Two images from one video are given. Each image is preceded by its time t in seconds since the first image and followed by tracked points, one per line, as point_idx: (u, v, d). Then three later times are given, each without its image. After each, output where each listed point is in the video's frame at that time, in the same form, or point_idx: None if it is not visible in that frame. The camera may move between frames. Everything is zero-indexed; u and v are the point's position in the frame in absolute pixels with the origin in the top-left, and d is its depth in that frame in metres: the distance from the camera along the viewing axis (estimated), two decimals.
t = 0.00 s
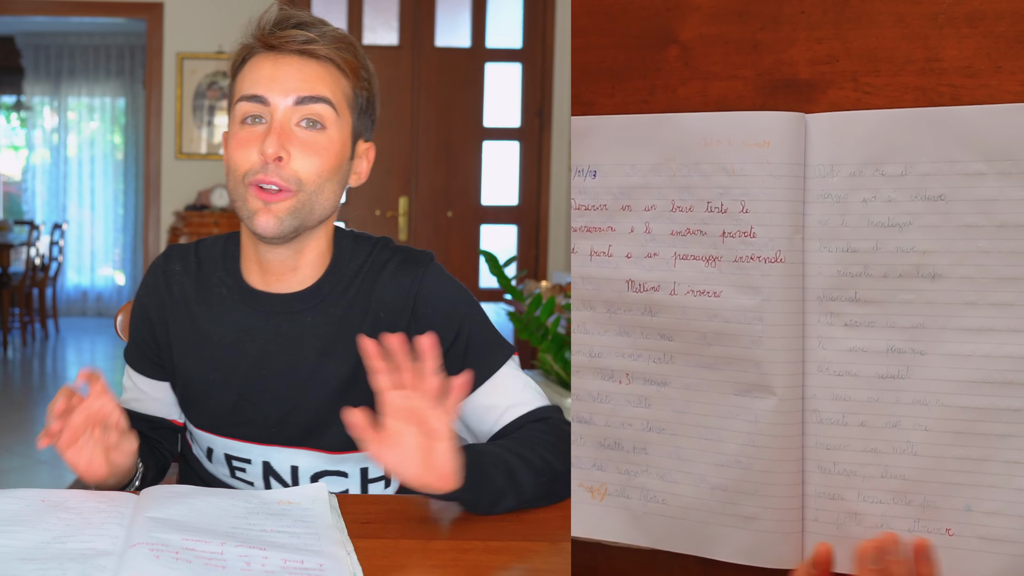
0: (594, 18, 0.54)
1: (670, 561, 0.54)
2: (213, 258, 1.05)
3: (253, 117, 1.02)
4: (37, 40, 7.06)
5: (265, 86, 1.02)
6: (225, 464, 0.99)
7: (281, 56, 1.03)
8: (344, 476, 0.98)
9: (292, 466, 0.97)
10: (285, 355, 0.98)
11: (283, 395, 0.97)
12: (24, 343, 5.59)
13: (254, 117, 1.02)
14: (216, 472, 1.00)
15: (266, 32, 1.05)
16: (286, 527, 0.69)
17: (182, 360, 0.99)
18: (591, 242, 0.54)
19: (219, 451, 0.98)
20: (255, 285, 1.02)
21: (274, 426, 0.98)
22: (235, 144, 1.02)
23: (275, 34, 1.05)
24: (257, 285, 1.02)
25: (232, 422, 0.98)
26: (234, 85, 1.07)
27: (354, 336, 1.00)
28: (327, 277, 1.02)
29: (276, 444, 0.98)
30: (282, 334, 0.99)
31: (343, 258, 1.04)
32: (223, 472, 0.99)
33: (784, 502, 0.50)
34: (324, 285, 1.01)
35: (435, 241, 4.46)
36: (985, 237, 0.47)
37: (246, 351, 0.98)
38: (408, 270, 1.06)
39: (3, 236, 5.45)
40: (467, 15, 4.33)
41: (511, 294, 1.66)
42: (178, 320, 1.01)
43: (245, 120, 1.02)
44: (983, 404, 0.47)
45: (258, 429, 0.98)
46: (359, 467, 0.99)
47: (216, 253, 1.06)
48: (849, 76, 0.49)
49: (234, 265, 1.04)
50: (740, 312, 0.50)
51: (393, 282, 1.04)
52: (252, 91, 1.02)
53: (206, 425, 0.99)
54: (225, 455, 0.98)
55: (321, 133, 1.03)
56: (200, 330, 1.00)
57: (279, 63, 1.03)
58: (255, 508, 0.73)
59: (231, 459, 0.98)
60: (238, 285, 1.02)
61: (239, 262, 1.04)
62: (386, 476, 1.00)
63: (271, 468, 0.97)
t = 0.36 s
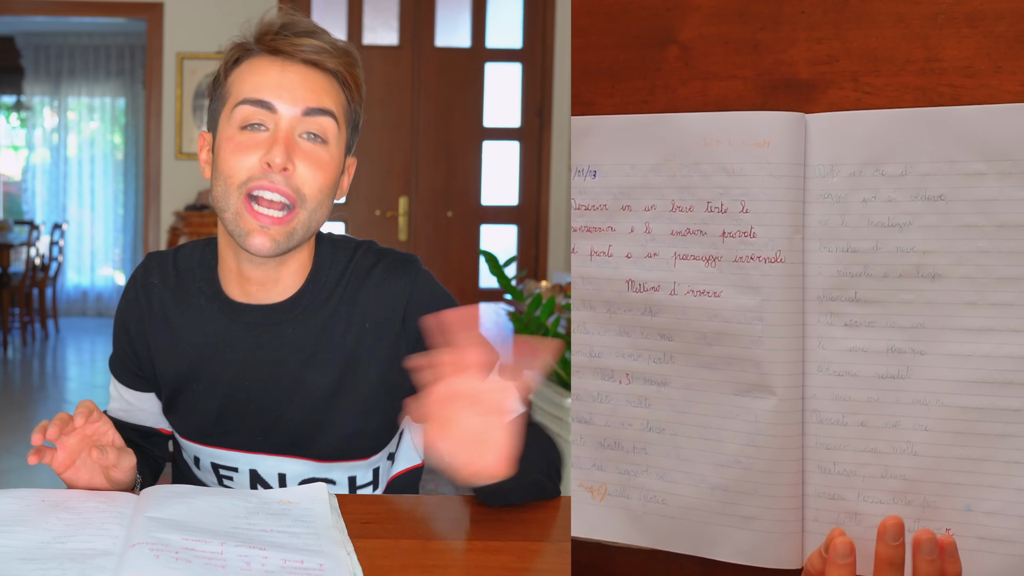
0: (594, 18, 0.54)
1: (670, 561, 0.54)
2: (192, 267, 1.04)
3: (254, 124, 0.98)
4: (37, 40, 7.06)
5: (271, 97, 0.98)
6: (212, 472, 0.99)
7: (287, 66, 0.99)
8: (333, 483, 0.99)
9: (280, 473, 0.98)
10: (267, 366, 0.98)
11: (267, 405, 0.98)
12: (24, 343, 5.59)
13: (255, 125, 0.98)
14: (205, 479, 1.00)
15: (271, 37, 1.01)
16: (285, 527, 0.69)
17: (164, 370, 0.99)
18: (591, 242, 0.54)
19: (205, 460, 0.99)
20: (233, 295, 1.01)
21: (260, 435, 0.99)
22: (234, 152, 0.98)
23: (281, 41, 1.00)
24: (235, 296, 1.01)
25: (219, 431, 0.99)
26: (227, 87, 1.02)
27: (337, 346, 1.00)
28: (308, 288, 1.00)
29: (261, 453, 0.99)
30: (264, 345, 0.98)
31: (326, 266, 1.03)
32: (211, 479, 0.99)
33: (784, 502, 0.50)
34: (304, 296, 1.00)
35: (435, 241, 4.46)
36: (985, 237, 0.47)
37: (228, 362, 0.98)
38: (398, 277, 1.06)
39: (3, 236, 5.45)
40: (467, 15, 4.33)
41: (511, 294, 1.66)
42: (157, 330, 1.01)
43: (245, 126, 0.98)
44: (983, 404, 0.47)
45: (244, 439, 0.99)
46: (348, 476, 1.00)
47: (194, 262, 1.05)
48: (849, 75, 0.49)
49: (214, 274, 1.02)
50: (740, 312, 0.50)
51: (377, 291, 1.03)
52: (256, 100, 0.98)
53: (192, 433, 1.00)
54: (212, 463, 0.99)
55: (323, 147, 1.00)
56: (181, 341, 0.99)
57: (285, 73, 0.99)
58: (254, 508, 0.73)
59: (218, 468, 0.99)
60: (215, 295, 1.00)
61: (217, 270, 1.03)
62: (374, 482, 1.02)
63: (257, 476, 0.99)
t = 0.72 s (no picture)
0: (594, 17, 0.54)
1: (669, 559, 0.54)
2: (188, 271, 1.04)
3: (260, 132, 0.96)
4: (37, 40, 7.06)
5: (278, 107, 0.95)
6: (212, 476, 1.01)
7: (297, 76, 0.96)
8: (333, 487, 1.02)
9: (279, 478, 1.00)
10: (264, 374, 0.98)
11: (265, 413, 0.99)
12: (24, 343, 5.59)
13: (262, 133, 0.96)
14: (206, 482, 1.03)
15: (279, 45, 0.97)
16: (286, 527, 0.69)
17: (161, 376, 0.99)
18: (591, 240, 0.54)
19: (205, 463, 1.01)
20: (229, 302, 1.01)
21: (259, 441, 1.00)
22: (236, 161, 0.96)
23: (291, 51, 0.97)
24: (232, 303, 1.01)
25: (218, 436, 1.00)
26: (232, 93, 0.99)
27: (335, 354, 1.00)
28: (306, 298, 0.99)
29: (260, 458, 1.01)
30: (261, 353, 0.98)
31: (324, 271, 1.02)
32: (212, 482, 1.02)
33: (783, 499, 0.50)
34: (302, 304, 0.99)
35: (435, 242, 4.46)
36: (984, 235, 0.47)
37: (225, 370, 0.98)
38: (398, 281, 1.05)
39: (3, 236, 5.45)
40: (467, 15, 4.33)
41: (511, 294, 1.66)
42: (154, 336, 1.01)
43: (250, 134, 0.96)
44: (982, 401, 0.47)
45: (242, 445, 1.00)
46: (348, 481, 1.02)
47: (190, 266, 1.05)
48: (849, 74, 0.49)
49: (211, 279, 1.02)
50: (739, 310, 0.50)
51: (376, 297, 1.03)
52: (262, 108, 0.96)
53: (191, 438, 1.01)
54: (212, 467, 1.01)
55: (330, 159, 0.97)
56: (177, 348, 0.99)
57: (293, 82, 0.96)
58: (254, 508, 0.73)
59: (217, 471, 1.01)
60: (212, 301, 1.00)
61: (213, 275, 1.02)
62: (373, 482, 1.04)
63: (257, 480, 1.01)
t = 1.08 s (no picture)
0: (594, 17, 0.54)
1: (669, 560, 0.54)
2: (194, 267, 1.03)
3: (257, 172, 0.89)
4: (37, 40, 7.06)
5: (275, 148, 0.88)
6: (215, 472, 1.01)
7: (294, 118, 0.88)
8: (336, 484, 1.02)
9: (284, 474, 1.01)
10: (270, 369, 0.98)
11: (271, 409, 0.99)
12: (24, 343, 5.59)
13: (260, 176, 0.88)
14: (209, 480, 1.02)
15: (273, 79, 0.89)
16: (285, 527, 0.69)
17: (167, 373, 0.99)
18: (591, 240, 0.54)
19: (209, 460, 1.01)
20: (237, 302, 0.99)
21: (264, 438, 1.00)
22: (234, 198, 0.90)
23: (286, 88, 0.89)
24: (240, 301, 0.99)
25: (223, 433, 1.00)
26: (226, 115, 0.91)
27: (340, 350, 1.00)
28: (312, 295, 0.99)
29: (265, 454, 1.01)
30: (267, 348, 0.98)
31: (329, 267, 1.01)
32: (214, 480, 1.02)
33: (783, 499, 0.50)
34: (308, 301, 0.99)
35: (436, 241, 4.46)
36: (984, 236, 0.47)
37: (232, 365, 0.98)
38: (403, 277, 1.04)
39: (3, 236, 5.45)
40: (467, 15, 4.33)
41: (511, 294, 1.66)
42: (160, 331, 1.00)
43: (249, 176, 0.89)
44: (983, 401, 0.47)
45: (248, 441, 1.00)
46: (351, 477, 1.02)
47: (195, 261, 1.04)
48: (849, 74, 0.49)
49: (217, 275, 1.01)
50: (739, 310, 0.50)
51: (382, 293, 1.02)
52: (258, 148, 0.88)
53: (196, 435, 1.01)
54: (215, 464, 1.01)
55: (333, 194, 0.91)
56: (184, 343, 0.99)
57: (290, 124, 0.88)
58: (254, 508, 0.73)
59: (221, 468, 1.01)
60: (218, 298, 1.00)
61: (220, 271, 1.02)
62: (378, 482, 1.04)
63: (262, 476, 1.01)
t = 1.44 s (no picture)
0: (594, 17, 0.54)
1: (670, 560, 0.54)
2: (193, 266, 1.04)
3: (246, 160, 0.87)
4: (37, 40, 7.06)
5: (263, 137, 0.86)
6: (216, 472, 1.01)
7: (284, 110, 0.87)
8: (336, 484, 1.01)
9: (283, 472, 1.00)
10: (269, 367, 0.98)
11: (270, 408, 0.99)
12: (24, 343, 5.59)
13: (248, 166, 0.86)
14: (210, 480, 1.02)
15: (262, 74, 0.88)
16: (285, 527, 0.69)
17: (167, 372, 1.00)
18: (591, 240, 0.54)
19: (209, 460, 1.01)
20: (235, 300, 0.99)
21: (263, 437, 1.00)
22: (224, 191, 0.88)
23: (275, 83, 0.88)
24: (238, 300, 0.99)
25: (222, 433, 1.00)
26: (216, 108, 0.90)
27: (338, 348, 1.00)
28: (311, 292, 0.99)
29: (264, 453, 1.01)
30: (265, 347, 0.98)
31: (326, 266, 1.02)
32: (216, 479, 1.02)
33: (784, 500, 0.50)
34: (306, 299, 0.99)
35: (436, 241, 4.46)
36: (984, 236, 0.47)
37: (230, 364, 0.98)
38: (400, 275, 1.05)
39: (3, 236, 5.45)
40: (467, 15, 4.33)
41: (511, 294, 1.66)
42: (160, 331, 1.01)
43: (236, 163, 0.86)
44: (983, 402, 0.47)
45: (247, 440, 1.00)
46: (351, 476, 1.02)
47: (194, 261, 1.04)
48: (848, 74, 0.49)
49: (216, 274, 1.01)
50: (740, 310, 0.50)
51: (379, 290, 1.03)
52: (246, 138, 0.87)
53: (196, 434, 1.01)
54: (216, 464, 1.01)
55: (323, 184, 0.88)
56: (183, 342, 0.99)
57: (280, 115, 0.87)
58: (255, 508, 0.73)
59: (221, 468, 1.01)
60: (216, 296, 1.00)
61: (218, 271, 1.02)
62: (379, 484, 1.04)
63: (261, 476, 1.01)
